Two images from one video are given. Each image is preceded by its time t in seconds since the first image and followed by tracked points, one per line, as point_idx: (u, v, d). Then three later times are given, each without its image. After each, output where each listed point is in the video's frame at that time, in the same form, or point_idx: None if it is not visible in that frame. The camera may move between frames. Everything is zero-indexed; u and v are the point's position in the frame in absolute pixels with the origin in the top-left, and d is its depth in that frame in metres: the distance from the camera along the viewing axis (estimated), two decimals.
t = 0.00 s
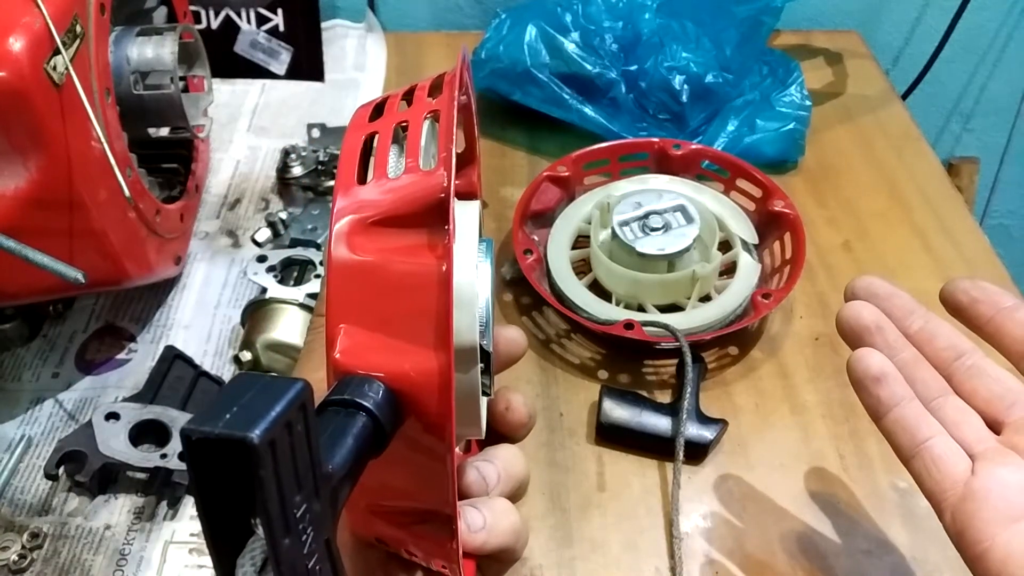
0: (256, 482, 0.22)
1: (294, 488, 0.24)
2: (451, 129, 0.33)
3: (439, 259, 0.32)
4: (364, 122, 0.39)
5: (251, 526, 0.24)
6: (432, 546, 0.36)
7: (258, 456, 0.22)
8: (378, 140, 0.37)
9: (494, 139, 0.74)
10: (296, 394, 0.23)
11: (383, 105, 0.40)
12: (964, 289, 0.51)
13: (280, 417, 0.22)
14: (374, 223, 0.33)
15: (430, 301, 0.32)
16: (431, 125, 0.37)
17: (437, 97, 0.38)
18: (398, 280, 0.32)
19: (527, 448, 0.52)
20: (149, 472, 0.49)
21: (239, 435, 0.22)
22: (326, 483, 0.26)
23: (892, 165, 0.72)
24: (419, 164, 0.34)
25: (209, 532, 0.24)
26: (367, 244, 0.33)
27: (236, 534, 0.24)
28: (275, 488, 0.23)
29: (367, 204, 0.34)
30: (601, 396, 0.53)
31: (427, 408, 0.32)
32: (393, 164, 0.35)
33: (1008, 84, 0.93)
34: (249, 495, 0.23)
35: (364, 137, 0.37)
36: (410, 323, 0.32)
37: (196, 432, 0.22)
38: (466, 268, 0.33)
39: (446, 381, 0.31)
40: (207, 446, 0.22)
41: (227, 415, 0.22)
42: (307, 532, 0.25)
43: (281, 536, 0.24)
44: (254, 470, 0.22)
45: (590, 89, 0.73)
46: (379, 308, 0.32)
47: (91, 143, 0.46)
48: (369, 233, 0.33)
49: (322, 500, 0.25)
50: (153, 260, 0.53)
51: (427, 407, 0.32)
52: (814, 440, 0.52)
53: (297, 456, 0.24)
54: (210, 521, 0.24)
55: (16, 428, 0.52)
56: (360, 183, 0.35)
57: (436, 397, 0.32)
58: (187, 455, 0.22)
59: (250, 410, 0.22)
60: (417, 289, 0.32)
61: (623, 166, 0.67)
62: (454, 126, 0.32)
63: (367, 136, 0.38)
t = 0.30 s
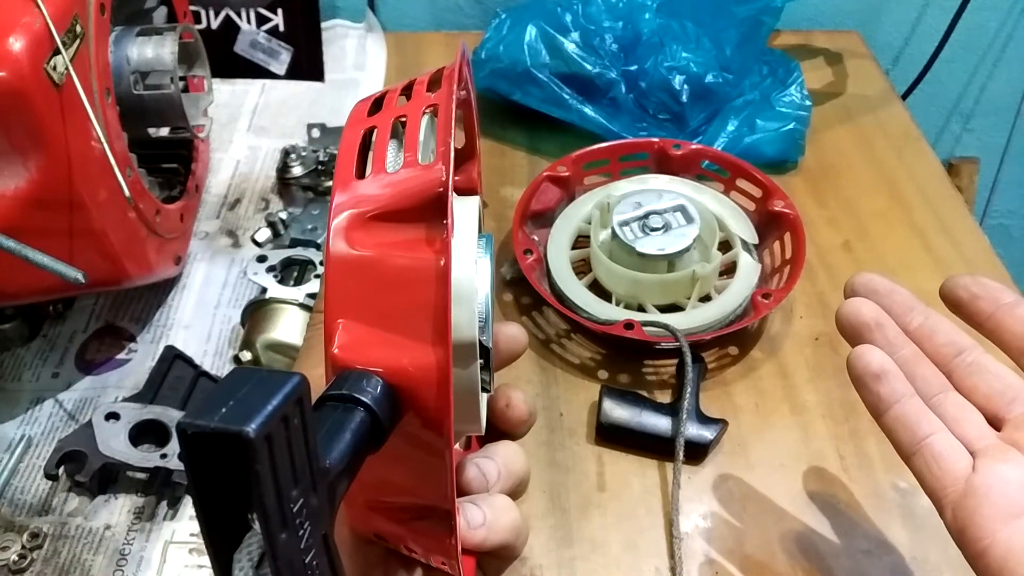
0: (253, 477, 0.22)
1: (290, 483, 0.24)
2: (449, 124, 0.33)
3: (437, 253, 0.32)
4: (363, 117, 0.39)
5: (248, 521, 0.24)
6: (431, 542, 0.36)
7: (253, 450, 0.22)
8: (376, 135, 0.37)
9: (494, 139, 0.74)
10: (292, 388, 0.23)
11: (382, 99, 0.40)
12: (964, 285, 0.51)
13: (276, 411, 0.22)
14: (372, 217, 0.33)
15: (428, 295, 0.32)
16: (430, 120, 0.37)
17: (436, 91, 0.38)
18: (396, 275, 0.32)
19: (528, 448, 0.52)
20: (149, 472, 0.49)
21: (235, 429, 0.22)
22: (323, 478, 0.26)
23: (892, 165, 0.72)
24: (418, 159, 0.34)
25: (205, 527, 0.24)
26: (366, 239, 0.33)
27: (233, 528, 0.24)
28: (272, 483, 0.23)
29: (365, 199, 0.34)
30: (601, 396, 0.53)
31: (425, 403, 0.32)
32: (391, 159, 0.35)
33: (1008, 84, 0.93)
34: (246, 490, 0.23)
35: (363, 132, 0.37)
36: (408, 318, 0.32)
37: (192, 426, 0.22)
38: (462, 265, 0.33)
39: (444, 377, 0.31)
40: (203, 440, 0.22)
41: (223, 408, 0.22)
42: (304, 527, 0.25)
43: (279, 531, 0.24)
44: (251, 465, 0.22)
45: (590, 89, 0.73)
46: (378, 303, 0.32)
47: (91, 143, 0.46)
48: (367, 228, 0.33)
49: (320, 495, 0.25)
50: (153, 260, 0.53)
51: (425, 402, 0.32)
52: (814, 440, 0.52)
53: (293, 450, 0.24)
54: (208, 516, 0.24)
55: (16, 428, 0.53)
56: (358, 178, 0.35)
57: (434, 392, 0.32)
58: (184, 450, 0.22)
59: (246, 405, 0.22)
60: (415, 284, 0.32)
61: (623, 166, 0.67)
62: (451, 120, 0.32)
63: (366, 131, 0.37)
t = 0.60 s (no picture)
0: (252, 477, 0.22)
1: (289, 483, 0.24)
2: (447, 125, 0.33)
3: (435, 254, 0.32)
4: (362, 118, 0.39)
5: (248, 520, 0.24)
6: (430, 542, 0.36)
7: (253, 451, 0.22)
8: (376, 136, 0.37)
9: (494, 139, 0.74)
10: (291, 389, 0.23)
11: (381, 100, 0.40)
12: (956, 285, 0.51)
13: (275, 412, 0.22)
14: (371, 219, 0.33)
15: (427, 296, 0.32)
16: (429, 121, 0.37)
17: (435, 93, 0.38)
18: (396, 276, 0.32)
19: (527, 448, 0.52)
20: (149, 472, 0.49)
21: (234, 429, 0.22)
22: (322, 478, 0.26)
23: (892, 165, 0.72)
24: (416, 160, 0.34)
25: (205, 527, 0.24)
26: (365, 241, 0.33)
27: (232, 527, 0.24)
28: (271, 482, 0.23)
29: (365, 201, 0.34)
30: (601, 396, 0.53)
31: (424, 403, 0.32)
32: (390, 161, 0.35)
33: (1008, 84, 0.93)
34: (245, 490, 0.23)
35: (362, 133, 0.37)
36: (408, 319, 0.32)
37: (192, 426, 0.22)
38: (462, 266, 0.33)
39: (443, 377, 0.31)
40: (203, 440, 0.22)
41: (223, 408, 0.22)
42: (304, 527, 0.25)
43: (278, 530, 0.24)
44: (250, 464, 0.22)
45: (590, 89, 0.73)
46: (377, 304, 0.32)
47: (91, 143, 0.46)
48: (366, 230, 0.33)
49: (318, 495, 0.25)
50: (153, 260, 0.53)
51: (424, 402, 0.32)
52: (814, 440, 0.52)
53: (292, 450, 0.24)
54: (207, 515, 0.24)
55: (16, 428, 0.53)
56: (358, 180, 0.35)
57: (433, 392, 0.32)
58: (184, 450, 0.22)
59: (245, 405, 0.22)
60: (414, 285, 0.32)
61: (624, 166, 0.67)
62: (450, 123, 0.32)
63: (366, 133, 0.38)
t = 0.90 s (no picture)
0: (254, 470, 0.22)
1: (292, 477, 0.24)
2: (449, 123, 0.33)
3: (437, 251, 0.32)
4: (363, 116, 0.39)
5: (250, 515, 0.24)
6: (432, 539, 0.36)
7: (256, 444, 0.22)
8: (377, 134, 0.37)
9: (494, 139, 0.74)
10: (294, 383, 0.23)
11: (382, 99, 0.40)
12: (958, 281, 0.51)
13: (278, 406, 0.22)
14: (373, 216, 0.33)
15: (428, 293, 0.32)
16: (430, 120, 0.37)
17: (436, 91, 0.38)
18: (397, 273, 0.32)
19: (528, 448, 0.52)
20: (149, 472, 0.49)
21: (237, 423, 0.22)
22: (324, 473, 0.26)
23: (892, 165, 0.72)
24: (418, 158, 0.34)
25: (208, 521, 0.24)
26: (366, 238, 0.33)
27: (235, 522, 0.24)
28: (273, 477, 0.23)
29: (366, 199, 0.34)
30: (601, 396, 0.53)
31: (425, 399, 0.32)
32: (391, 159, 0.35)
33: (1008, 84, 0.93)
34: (248, 484, 0.23)
35: (363, 131, 0.37)
36: (409, 316, 0.32)
37: (195, 420, 0.22)
38: (464, 264, 0.33)
39: (444, 374, 0.31)
40: (206, 434, 0.22)
41: (225, 403, 0.22)
42: (306, 521, 0.25)
43: (280, 524, 0.24)
44: (253, 459, 0.22)
45: (590, 89, 0.73)
46: (378, 301, 0.32)
47: (91, 143, 0.46)
48: (368, 228, 0.33)
49: (320, 490, 0.26)
50: (153, 260, 0.53)
51: (425, 399, 0.32)
52: (814, 440, 0.52)
53: (295, 444, 0.24)
54: (209, 510, 0.24)
55: (16, 428, 0.53)
56: (359, 177, 0.35)
57: (434, 389, 0.32)
58: (187, 444, 0.22)
59: (248, 399, 0.22)
60: (415, 282, 0.32)
61: (623, 166, 0.67)
62: (452, 120, 0.32)
63: (367, 131, 0.37)
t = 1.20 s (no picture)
0: (252, 466, 0.22)
1: (290, 474, 0.24)
2: (448, 121, 0.33)
3: (436, 249, 0.32)
4: (363, 114, 0.39)
5: (248, 511, 0.24)
6: (431, 536, 0.36)
7: (253, 440, 0.22)
8: (376, 133, 0.37)
9: (493, 139, 0.74)
10: (291, 379, 0.23)
11: (381, 97, 0.40)
12: (954, 279, 0.51)
13: (277, 402, 0.23)
14: (372, 214, 0.33)
15: (427, 291, 0.32)
16: (430, 117, 0.37)
17: (436, 89, 0.38)
18: (396, 271, 0.32)
19: (528, 448, 0.52)
20: (149, 472, 0.49)
21: (235, 419, 0.22)
22: (322, 470, 0.26)
23: (892, 165, 0.72)
24: (417, 156, 0.34)
25: (205, 519, 0.24)
26: (366, 235, 0.33)
27: (233, 519, 0.24)
28: (271, 473, 0.23)
29: (366, 197, 0.33)
30: (601, 396, 0.53)
31: (424, 397, 0.32)
32: (391, 156, 0.35)
33: (1008, 85, 0.93)
34: (246, 481, 0.23)
35: (363, 129, 0.37)
36: (408, 313, 0.32)
37: (193, 416, 0.22)
38: (463, 262, 0.33)
39: (443, 371, 0.31)
40: (204, 430, 0.22)
41: (223, 399, 0.22)
42: (304, 517, 0.25)
43: (278, 520, 0.24)
44: (251, 455, 0.22)
45: (590, 89, 0.73)
46: (377, 299, 0.32)
47: (91, 143, 0.46)
48: (367, 225, 0.33)
49: (319, 486, 0.26)
50: (153, 260, 0.53)
51: (424, 396, 0.32)
52: (814, 440, 0.52)
53: (293, 440, 0.24)
54: (208, 507, 0.24)
55: (16, 428, 0.53)
56: (358, 175, 0.35)
57: (434, 386, 0.32)
58: (185, 441, 0.22)
59: (246, 396, 0.22)
60: (414, 280, 0.32)
61: (623, 166, 0.67)
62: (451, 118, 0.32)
63: (366, 129, 0.37)
